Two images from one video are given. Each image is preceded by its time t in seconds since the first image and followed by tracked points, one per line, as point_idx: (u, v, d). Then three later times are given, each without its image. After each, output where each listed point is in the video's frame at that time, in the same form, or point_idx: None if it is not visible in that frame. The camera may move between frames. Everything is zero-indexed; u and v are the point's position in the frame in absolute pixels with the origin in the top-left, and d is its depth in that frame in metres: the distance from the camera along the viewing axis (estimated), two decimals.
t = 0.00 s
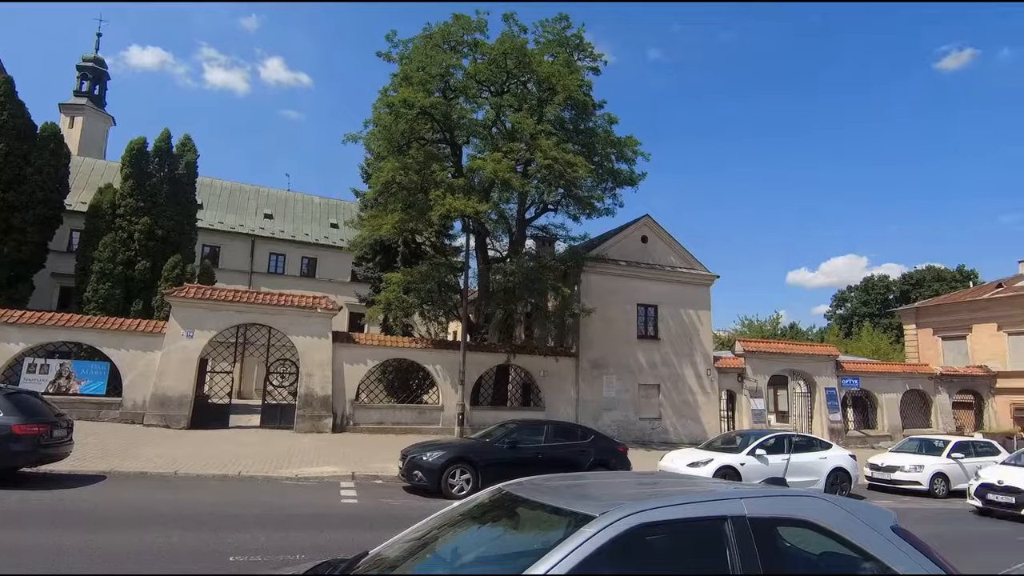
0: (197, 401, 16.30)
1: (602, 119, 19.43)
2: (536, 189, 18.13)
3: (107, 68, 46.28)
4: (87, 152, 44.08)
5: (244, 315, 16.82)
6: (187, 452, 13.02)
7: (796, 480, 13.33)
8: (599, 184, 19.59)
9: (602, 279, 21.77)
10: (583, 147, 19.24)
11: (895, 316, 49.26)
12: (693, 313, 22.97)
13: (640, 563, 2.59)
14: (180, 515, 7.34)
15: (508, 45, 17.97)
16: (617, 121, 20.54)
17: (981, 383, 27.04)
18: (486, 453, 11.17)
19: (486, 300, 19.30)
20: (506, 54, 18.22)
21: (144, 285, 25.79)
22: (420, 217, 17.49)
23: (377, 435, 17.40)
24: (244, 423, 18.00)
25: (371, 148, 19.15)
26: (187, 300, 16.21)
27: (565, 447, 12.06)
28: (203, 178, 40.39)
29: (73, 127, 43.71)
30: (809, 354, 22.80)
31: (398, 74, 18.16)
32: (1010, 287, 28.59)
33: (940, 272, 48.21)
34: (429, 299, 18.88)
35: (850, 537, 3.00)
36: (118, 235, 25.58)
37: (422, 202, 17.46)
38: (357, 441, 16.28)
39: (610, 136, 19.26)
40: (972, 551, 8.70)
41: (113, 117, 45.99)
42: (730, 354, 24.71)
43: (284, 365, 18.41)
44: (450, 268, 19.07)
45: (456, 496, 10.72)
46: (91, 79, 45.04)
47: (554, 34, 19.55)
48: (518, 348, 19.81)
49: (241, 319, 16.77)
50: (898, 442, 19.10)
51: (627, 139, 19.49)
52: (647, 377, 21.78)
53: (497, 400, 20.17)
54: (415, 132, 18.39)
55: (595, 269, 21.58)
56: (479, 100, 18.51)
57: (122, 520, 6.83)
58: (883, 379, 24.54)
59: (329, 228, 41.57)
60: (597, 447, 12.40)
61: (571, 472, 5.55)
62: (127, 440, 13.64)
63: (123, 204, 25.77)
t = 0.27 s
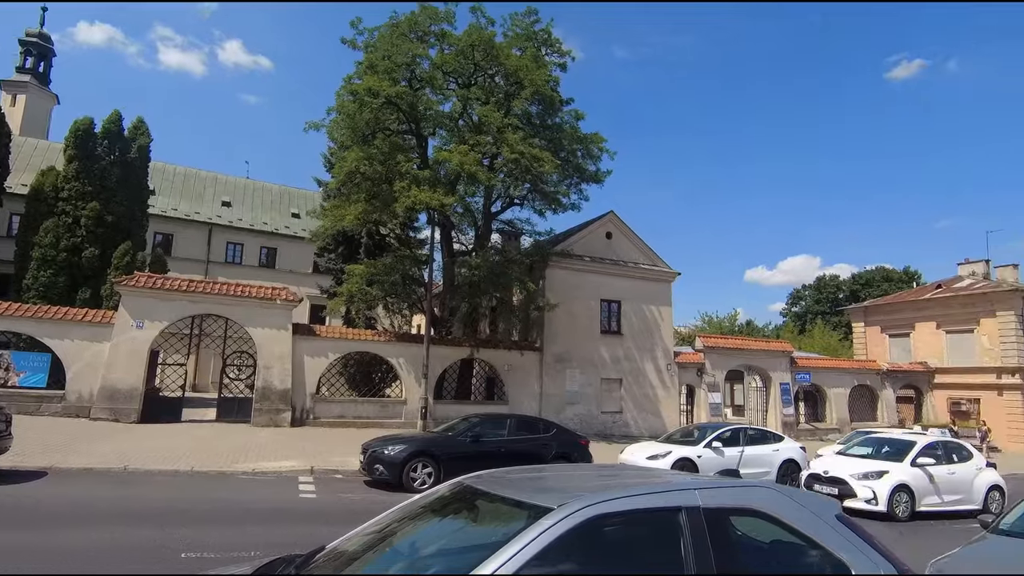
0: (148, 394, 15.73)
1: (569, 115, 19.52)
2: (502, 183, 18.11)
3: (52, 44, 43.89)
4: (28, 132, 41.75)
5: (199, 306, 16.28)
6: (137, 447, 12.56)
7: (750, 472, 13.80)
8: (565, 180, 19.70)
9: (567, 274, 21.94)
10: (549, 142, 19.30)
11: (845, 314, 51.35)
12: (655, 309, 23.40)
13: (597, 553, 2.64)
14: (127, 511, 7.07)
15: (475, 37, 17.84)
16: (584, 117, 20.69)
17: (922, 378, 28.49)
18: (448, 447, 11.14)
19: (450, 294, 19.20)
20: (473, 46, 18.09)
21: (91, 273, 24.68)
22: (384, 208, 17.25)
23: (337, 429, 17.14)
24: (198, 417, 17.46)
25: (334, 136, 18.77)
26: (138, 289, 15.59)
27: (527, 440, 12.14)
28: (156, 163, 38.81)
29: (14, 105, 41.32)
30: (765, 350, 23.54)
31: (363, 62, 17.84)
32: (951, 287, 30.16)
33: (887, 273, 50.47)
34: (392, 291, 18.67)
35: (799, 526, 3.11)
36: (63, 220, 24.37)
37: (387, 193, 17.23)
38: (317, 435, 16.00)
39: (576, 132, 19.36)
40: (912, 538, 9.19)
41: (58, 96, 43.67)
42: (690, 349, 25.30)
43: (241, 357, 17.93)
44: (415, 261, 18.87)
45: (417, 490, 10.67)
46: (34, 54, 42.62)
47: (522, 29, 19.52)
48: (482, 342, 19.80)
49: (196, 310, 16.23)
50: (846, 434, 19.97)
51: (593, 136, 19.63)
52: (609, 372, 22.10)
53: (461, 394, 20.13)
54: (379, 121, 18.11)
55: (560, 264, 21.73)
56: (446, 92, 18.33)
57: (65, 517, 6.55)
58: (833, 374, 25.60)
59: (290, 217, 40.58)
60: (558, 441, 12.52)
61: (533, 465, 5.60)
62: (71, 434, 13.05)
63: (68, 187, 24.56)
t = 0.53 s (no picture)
0: (95, 386, 15.09)
1: (536, 109, 19.52)
2: (468, 175, 18.01)
3: None
4: None
5: (151, 295, 15.68)
6: (82, 441, 12.04)
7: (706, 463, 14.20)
8: (531, 173, 19.71)
9: (532, 267, 22.03)
10: (516, 136, 19.28)
11: (799, 312, 53.24)
12: (618, 304, 23.74)
13: (555, 543, 2.67)
14: (71, 507, 6.78)
15: (443, 26, 17.63)
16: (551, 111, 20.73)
17: (869, 373, 29.84)
18: (410, 440, 11.08)
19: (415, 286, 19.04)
20: (440, 35, 17.86)
21: (32, 258, 23.44)
22: (347, 197, 16.95)
23: (296, 422, 16.82)
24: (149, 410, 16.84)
25: (295, 122, 18.29)
26: (84, 276, 14.90)
27: (490, 433, 12.17)
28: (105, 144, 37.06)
29: None
30: (723, 345, 24.20)
31: (326, 47, 17.41)
32: (897, 286, 31.61)
33: (839, 272, 52.53)
34: (355, 282, 18.38)
35: (751, 515, 3.20)
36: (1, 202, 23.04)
37: (350, 182, 16.92)
38: (275, 428, 15.68)
39: (544, 126, 19.37)
40: (856, 525, 9.64)
41: None
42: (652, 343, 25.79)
43: (196, 348, 17.37)
44: (378, 252, 18.61)
45: (378, 483, 10.59)
46: None
47: (490, 20, 19.39)
48: (446, 335, 19.73)
49: (147, 298, 15.62)
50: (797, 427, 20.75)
51: (560, 131, 19.68)
52: (572, 365, 22.34)
53: (424, 387, 20.02)
54: (343, 108, 17.74)
55: (525, 258, 21.80)
56: (412, 81, 18.08)
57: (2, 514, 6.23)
58: (786, 369, 26.54)
59: (248, 205, 39.41)
60: (521, 433, 12.60)
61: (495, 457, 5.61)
62: (10, 428, 12.41)
63: (7, 167, 23.22)
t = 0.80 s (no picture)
0: (39, 378, 14.42)
1: (503, 100, 19.44)
2: (434, 166, 17.84)
3: None
4: None
5: (100, 283, 15.03)
6: (24, 434, 11.50)
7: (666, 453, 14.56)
8: (498, 165, 19.65)
9: (498, 259, 22.04)
10: (482, 127, 19.18)
11: (757, 306, 54.86)
12: (583, 297, 23.99)
13: (514, 533, 2.70)
14: (11, 504, 6.48)
15: (409, 13, 17.35)
16: (518, 103, 20.69)
17: (821, 366, 31.01)
18: (372, 432, 10.98)
19: (379, 277, 18.81)
20: (406, 22, 17.58)
21: None
22: (309, 185, 16.58)
23: (255, 414, 16.46)
24: (98, 402, 16.19)
25: (255, 107, 17.76)
26: (26, 263, 14.17)
27: (453, 424, 12.16)
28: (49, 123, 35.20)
29: None
30: (684, 338, 24.74)
31: (287, 30, 16.92)
32: (849, 283, 32.90)
33: (795, 268, 54.32)
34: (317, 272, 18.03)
35: (707, 502, 3.29)
36: None
37: (312, 170, 16.55)
38: (233, 421, 15.31)
39: (511, 118, 19.31)
40: (805, 511, 10.06)
41: None
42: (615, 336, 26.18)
43: (149, 339, 16.76)
44: (341, 242, 18.27)
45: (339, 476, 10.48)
46: None
47: (457, 9, 19.18)
48: (410, 327, 19.59)
49: (96, 287, 14.97)
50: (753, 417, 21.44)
51: (527, 123, 19.65)
52: (537, 357, 22.50)
53: (388, 379, 19.84)
54: (305, 94, 17.32)
55: (491, 250, 21.79)
56: (377, 68, 17.75)
57: None
58: (744, 361, 27.35)
59: (205, 190, 38.11)
60: (485, 425, 12.62)
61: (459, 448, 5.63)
62: None
63: None
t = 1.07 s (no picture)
0: None
1: (471, 89, 19.27)
2: (399, 154, 17.60)
3: None
4: None
5: (45, 269, 14.31)
6: None
7: (628, 441, 14.85)
8: (465, 155, 19.48)
9: (464, 250, 21.94)
10: (449, 116, 18.97)
11: (718, 299, 56.24)
12: (549, 288, 24.14)
13: (475, 521, 2.72)
14: None
15: None
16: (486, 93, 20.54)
17: (778, 357, 32.05)
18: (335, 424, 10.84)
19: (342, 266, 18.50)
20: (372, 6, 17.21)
21: None
22: (269, 170, 16.12)
23: (213, 406, 16.02)
24: (43, 394, 15.49)
25: (212, 88, 17.13)
26: None
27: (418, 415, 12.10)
28: None
29: None
30: (648, 330, 25.17)
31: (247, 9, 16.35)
32: (805, 277, 34.02)
33: (754, 262, 55.83)
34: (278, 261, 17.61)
35: (665, 489, 3.37)
36: None
37: (272, 155, 16.10)
38: (190, 412, 14.88)
39: (478, 107, 19.16)
40: (760, 497, 10.43)
41: None
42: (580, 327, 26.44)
43: (98, 328, 16.10)
44: (303, 230, 17.87)
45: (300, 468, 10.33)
46: None
47: None
48: (375, 317, 19.36)
49: (40, 273, 14.25)
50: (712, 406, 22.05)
51: (495, 113, 19.54)
52: (503, 348, 22.56)
53: (352, 370, 19.57)
54: (265, 76, 16.80)
55: (458, 241, 21.67)
56: (341, 52, 17.34)
57: None
58: (704, 352, 28.04)
59: (159, 174, 36.65)
60: (450, 416, 12.59)
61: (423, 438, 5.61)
62: None
63: None
